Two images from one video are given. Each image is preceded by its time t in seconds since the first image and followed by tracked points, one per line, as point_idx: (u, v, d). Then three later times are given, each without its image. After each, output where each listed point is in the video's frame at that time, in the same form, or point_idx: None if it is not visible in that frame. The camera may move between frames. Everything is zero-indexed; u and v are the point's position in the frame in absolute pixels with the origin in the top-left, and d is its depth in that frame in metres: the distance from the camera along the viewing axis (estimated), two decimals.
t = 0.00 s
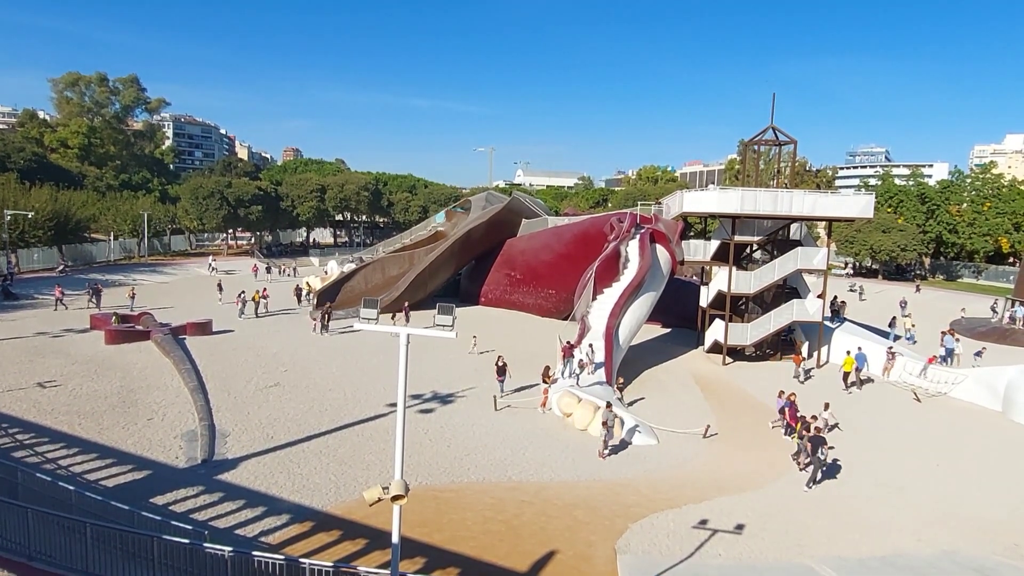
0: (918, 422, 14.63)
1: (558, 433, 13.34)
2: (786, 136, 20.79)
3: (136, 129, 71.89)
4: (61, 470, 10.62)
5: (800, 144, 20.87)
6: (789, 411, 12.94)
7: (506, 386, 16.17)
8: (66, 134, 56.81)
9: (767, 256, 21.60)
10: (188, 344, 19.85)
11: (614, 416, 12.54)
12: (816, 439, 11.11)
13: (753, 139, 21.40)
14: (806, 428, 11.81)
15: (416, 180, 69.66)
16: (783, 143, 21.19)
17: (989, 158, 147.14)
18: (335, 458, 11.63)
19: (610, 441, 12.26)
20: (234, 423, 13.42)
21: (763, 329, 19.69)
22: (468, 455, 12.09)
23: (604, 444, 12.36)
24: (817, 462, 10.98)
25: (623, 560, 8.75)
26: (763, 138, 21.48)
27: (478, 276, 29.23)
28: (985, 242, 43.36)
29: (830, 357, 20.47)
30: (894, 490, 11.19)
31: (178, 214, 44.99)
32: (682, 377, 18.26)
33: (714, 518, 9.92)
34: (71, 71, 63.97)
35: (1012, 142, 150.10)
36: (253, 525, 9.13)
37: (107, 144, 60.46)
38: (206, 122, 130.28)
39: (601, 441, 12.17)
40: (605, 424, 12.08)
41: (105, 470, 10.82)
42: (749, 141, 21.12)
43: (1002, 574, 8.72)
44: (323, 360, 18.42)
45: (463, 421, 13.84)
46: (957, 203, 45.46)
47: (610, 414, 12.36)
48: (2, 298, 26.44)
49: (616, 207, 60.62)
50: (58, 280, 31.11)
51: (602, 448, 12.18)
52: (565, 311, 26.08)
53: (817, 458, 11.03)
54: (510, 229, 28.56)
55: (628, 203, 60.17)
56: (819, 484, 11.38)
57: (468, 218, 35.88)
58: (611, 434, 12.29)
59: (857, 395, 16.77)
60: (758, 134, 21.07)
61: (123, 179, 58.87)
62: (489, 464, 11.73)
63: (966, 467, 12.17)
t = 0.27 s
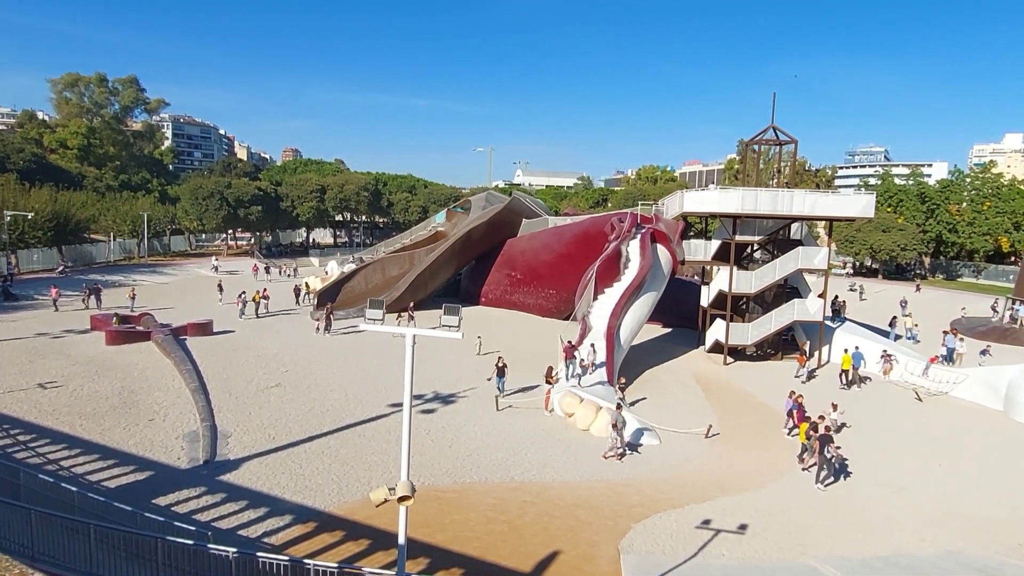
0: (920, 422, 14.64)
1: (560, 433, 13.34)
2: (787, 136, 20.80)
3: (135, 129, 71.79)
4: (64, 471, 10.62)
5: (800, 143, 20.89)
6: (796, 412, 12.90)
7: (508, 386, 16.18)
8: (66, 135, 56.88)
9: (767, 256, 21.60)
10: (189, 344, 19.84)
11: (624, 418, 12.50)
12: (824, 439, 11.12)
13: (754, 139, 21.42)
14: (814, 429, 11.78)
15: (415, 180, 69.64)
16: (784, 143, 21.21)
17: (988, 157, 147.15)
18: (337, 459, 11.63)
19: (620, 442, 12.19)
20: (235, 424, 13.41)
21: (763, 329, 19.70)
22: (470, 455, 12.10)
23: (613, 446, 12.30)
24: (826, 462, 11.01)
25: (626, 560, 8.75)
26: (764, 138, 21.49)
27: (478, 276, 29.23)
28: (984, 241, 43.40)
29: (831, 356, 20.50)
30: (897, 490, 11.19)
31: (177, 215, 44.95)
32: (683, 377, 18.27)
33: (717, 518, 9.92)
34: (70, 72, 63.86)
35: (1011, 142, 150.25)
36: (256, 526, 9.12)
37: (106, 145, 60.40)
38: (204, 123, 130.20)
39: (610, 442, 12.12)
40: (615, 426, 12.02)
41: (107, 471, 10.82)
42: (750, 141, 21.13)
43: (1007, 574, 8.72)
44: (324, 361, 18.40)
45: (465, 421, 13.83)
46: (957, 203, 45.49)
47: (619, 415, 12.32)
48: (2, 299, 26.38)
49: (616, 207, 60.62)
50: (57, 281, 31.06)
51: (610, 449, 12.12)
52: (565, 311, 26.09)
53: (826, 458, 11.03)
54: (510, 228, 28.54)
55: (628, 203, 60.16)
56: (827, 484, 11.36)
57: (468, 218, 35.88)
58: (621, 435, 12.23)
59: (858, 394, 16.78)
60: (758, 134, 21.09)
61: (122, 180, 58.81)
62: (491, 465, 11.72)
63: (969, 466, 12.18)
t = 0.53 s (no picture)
0: (921, 420, 14.63)
1: (562, 433, 13.31)
2: (786, 135, 20.80)
3: (132, 131, 71.63)
4: (65, 473, 10.57)
5: (800, 143, 20.92)
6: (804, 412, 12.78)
7: (509, 387, 16.15)
8: (62, 137, 56.88)
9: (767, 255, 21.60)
10: (188, 346, 19.75)
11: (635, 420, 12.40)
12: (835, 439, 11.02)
13: (753, 138, 21.45)
14: (823, 429, 11.64)
15: (413, 180, 69.57)
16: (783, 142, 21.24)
17: (985, 155, 147.50)
18: (339, 460, 11.58)
19: (630, 444, 12.10)
20: (236, 426, 13.35)
21: (764, 328, 19.69)
22: (472, 455, 12.06)
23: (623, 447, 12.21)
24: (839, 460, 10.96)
25: (631, 561, 8.72)
26: (764, 137, 21.49)
27: (477, 276, 29.19)
28: (983, 240, 43.47)
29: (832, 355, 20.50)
30: (900, 489, 11.18)
31: (175, 216, 44.83)
32: (684, 376, 18.25)
33: (722, 518, 9.89)
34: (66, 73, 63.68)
35: (1007, 140, 150.66)
36: (258, 528, 9.08)
37: (103, 146, 60.24)
38: (201, 124, 129.96)
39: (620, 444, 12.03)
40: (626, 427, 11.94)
41: (108, 473, 10.76)
42: (750, 140, 21.14)
43: (1012, 573, 8.71)
44: (325, 362, 18.35)
45: (466, 422, 13.79)
46: (955, 201, 45.57)
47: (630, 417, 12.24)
48: None
49: (615, 206, 60.61)
50: (55, 282, 30.93)
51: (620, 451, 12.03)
52: (565, 311, 26.07)
53: (836, 459, 10.94)
54: (509, 227, 28.45)
55: (626, 202, 60.16)
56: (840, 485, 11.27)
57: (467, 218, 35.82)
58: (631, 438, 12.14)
59: (860, 393, 16.79)
60: (758, 134, 21.13)
61: (119, 181, 58.67)
62: (494, 465, 11.69)
63: (971, 465, 12.17)
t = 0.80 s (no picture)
0: (924, 419, 14.64)
1: (564, 433, 13.31)
2: (787, 134, 20.82)
3: (130, 131, 71.47)
4: (67, 475, 10.53)
5: (800, 142, 20.93)
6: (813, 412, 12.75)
7: (511, 386, 16.14)
8: (60, 137, 56.69)
9: (767, 254, 21.59)
10: (188, 347, 19.70)
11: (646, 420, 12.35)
12: (845, 438, 11.01)
13: (753, 138, 21.44)
14: (831, 427, 11.64)
15: (412, 180, 69.55)
16: (784, 141, 21.25)
17: (981, 153, 147.82)
18: (342, 461, 11.56)
19: (641, 446, 12.02)
20: (239, 427, 13.30)
21: (765, 327, 19.71)
22: (475, 456, 12.05)
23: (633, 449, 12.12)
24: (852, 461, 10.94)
25: (637, 560, 8.71)
26: (764, 136, 21.50)
27: (477, 275, 29.20)
28: (981, 238, 43.54)
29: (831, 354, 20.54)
30: (904, 487, 11.18)
31: (174, 217, 44.73)
32: (685, 376, 18.25)
33: (727, 517, 9.88)
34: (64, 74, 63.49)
35: (1004, 139, 151.08)
36: (263, 530, 9.05)
37: (101, 147, 60.10)
38: (199, 124, 129.79)
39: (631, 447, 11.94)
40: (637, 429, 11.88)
41: (110, 475, 10.72)
42: (750, 139, 21.17)
43: (1019, 571, 8.70)
44: (326, 362, 18.31)
45: (469, 422, 13.78)
46: (953, 199, 45.64)
47: (641, 417, 12.17)
48: None
49: (614, 206, 60.61)
50: (54, 283, 30.84)
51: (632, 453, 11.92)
52: (565, 311, 26.08)
53: (849, 458, 10.95)
54: (508, 227, 28.40)
55: (625, 202, 60.18)
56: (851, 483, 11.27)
57: (466, 218, 35.77)
58: (642, 441, 12.06)
59: (861, 391, 16.80)
60: (758, 133, 21.13)
61: (117, 182, 58.51)
62: (498, 465, 11.66)
63: (974, 463, 12.18)
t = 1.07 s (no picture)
0: (929, 417, 14.63)
1: (569, 432, 13.28)
2: (790, 132, 20.71)
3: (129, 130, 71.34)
4: (72, 475, 10.49)
5: (803, 140, 20.85)
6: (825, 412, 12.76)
7: (515, 385, 16.11)
8: (59, 137, 56.57)
9: (771, 252, 21.56)
10: (191, 346, 19.66)
11: (661, 422, 12.23)
12: (861, 439, 11.02)
13: (757, 136, 21.37)
14: (843, 426, 11.63)
15: (412, 179, 69.50)
16: (787, 140, 21.17)
17: (981, 152, 147.91)
18: (348, 460, 11.53)
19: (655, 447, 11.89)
20: (243, 427, 13.28)
21: (768, 326, 19.69)
22: (481, 455, 12.02)
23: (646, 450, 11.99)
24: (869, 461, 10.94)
25: (646, 560, 8.69)
26: (767, 134, 21.44)
27: (479, 274, 29.20)
28: (982, 236, 43.52)
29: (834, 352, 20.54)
30: (911, 486, 11.17)
31: (174, 216, 44.67)
32: (689, 374, 18.23)
33: (734, 516, 9.87)
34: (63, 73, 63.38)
35: (1003, 137, 151.07)
36: (270, 530, 9.03)
37: (100, 146, 60.00)
38: (198, 123, 129.66)
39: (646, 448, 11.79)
40: (650, 430, 11.76)
41: (116, 475, 10.69)
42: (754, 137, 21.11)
43: None
44: (329, 362, 18.30)
45: (474, 421, 13.76)
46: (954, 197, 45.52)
47: (654, 420, 12.03)
48: None
49: (614, 204, 60.58)
50: (55, 283, 30.78)
51: (646, 454, 11.80)
52: (568, 309, 26.08)
53: (865, 459, 10.96)
54: (510, 226, 28.34)
55: (626, 201, 60.12)
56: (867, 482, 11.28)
57: (467, 217, 35.72)
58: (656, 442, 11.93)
59: (865, 389, 16.79)
60: (761, 131, 21.05)
61: (117, 181, 58.43)
62: (504, 465, 11.64)
63: (981, 461, 12.16)
